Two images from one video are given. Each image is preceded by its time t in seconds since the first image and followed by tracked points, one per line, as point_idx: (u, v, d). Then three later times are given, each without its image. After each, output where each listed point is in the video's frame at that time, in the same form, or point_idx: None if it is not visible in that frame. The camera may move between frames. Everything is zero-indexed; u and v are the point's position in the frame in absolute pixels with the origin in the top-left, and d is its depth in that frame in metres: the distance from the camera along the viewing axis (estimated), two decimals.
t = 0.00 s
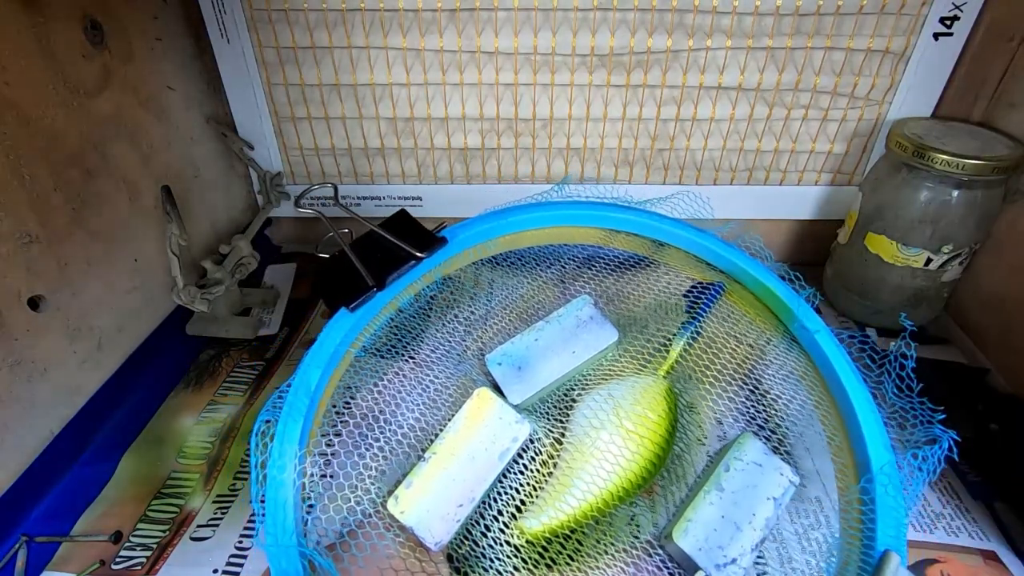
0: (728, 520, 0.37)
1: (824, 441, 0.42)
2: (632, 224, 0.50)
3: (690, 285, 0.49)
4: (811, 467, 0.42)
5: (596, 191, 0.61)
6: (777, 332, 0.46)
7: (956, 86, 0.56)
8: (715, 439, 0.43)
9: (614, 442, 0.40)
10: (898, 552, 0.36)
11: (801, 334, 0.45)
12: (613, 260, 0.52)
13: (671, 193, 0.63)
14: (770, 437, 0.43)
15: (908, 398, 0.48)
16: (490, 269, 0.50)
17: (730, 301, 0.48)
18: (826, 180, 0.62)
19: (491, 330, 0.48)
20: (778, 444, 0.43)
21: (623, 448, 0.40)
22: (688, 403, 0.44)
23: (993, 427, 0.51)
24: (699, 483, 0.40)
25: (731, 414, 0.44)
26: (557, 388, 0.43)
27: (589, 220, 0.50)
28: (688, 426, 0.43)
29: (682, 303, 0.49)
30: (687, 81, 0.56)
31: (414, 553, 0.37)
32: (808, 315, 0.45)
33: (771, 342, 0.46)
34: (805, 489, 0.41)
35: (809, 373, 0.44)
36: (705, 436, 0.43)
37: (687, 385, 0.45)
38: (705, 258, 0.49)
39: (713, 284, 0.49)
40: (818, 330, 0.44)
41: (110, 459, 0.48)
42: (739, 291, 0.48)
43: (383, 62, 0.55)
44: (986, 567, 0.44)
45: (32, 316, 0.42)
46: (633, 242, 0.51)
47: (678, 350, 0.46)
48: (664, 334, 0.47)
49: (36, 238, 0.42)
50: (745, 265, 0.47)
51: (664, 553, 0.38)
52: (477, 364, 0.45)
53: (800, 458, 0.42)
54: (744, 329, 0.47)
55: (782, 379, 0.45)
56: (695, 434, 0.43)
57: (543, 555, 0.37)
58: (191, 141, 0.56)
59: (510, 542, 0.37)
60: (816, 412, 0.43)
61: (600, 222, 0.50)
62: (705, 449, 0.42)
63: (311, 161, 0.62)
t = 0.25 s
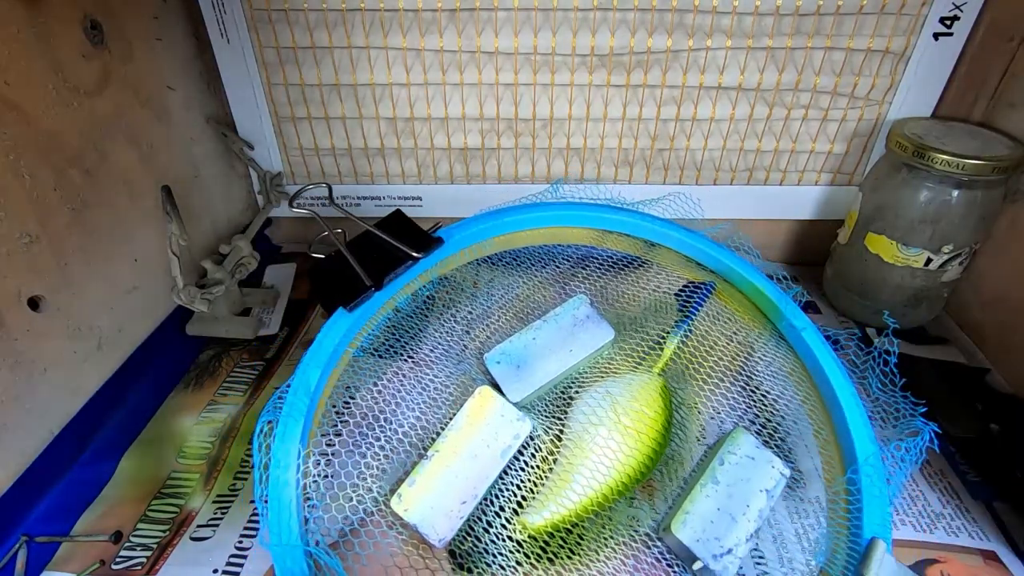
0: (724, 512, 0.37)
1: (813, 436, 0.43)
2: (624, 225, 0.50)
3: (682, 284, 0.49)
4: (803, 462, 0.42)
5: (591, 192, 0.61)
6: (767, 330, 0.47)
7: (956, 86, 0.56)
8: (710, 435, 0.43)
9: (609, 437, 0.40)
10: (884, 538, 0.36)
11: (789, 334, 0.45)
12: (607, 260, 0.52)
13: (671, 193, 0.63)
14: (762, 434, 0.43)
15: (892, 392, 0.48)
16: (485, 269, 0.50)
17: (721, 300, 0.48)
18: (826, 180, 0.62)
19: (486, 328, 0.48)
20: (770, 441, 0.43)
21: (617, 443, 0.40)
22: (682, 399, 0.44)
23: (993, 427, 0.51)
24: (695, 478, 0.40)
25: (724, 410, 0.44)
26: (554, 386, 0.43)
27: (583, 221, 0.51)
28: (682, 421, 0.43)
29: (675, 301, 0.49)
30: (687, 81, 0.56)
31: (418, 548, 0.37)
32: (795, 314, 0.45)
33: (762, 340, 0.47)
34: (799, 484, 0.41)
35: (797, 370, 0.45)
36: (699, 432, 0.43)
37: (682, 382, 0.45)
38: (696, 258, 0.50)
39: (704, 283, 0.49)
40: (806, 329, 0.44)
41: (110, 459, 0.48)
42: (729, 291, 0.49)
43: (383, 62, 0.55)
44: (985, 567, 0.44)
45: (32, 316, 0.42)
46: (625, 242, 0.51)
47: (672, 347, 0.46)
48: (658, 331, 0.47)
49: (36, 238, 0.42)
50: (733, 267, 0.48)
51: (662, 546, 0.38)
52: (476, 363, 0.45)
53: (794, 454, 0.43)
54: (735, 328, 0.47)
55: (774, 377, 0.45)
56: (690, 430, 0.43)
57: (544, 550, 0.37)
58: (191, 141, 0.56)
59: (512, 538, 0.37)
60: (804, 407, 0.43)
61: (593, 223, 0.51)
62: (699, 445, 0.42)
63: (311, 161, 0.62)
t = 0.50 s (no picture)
0: (723, 513, 0.37)
1: (808, 435, 0.43)
2: (621, 225, 0.50)
3: (676, 285, 0.50)
4: (799, 462, 0.42)
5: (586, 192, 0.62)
6: (763, 330, 0.47)
7: (956, 86, 0.56)
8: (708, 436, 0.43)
9: (607, 438, 0.40)
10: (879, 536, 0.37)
11: (784, 334, 0.46)
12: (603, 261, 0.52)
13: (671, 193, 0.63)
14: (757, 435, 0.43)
15: (884, 390, 0.49)
16: (481, 270, 0.50)
17: (715, 301, 0.49)
18: (826, 180, 0.62)
19: (483, 330, 0.48)
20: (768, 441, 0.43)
21: (615, 444, 0.40)
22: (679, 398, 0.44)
23: (992, 427, 0.51)
24: (693, 478, 0.40)
25: (719, 410, 0.44)
26: (552, 387, 0.43)
27: (581, 221, 0.51)
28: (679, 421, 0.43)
29: (671, 303, 0.49)
30: (687, 81, 0.56)
31: (417, 552, 0.37)
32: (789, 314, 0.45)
33: (757, 340, 0.47)
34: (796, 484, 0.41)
35: (793, 370, 0.45)
36: (696, 433, 0.43)
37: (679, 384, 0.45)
38: (691, 258, 0.50)
39: (700, 284, 0.49)
40: (801, 329, 0.45)
41: (110, 460, 0.48)
42: (724, 291, 0.49)
43: (383, 62, 0.55)
44: (986, 567, 0.44)
45: (32, 316, 0.42)
46: (621, 243, 0.51)
47: (669, 347, 0.46)
48: (655, 332, 0.47)
49: (36, 238, 0.42)
50: (729, 266, 0.48)
51: (662, 546, 0.38)
52: (474, 364, 0.45)
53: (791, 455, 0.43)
54: (730, 328, 0.47)
55: (769, 377, 0.45)
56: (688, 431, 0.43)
57: (545, 552, 0.37)
58: (191, 141, 0.56)
59: (513, 541, 0.37)
60: (799, 405, 0.44)
61: (589, 223, 0.51)
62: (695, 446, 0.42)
63: (311, 161, 0.62)
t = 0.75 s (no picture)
0: (713, 500, 0.37)
1: (797, 424, 0.43)
2: (610, 222, 0.50)
3: (666, 279, 0.49)
4: (790, 454, 0.42)
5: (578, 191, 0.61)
6: (751, 324, 0.47)
7: (956, 86, 0.56)
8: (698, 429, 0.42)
9: (596, 429, 0.40)
10: (867, 520, 0.37)
11: (773, 326, 0.45)
12: (594, 256, 0.52)
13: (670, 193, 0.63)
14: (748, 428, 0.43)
15: (872, 379, 0.48)
16: (473, 266, 0.50)
17: (705, 294, 0.48)
18: (826, 180, 0.62)
19: (475, 325, 0.48)
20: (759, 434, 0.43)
21: (604, 435, 0.40)
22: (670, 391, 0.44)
23: (993, 427, 0.52)
24: (685, 467, 0.40)
25: (710, 405, 0.44)
26: (544, 381, 0.43)
27: (570, 219, 0.51)
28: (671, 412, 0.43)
29: (661, 297, 0.49)
30: (687, 81, 0.56)
31: (414, 545, 0.37)
32: (776, 305, 0.46)
33: (747, 334, 0.47)
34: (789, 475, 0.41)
35: (781, 362, 0.45)
36: (688, 425, 0.43)
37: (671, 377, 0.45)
38: (681, 252, 0.50)
39: (689, 277, 0.49)
40: (789, 322, 0.45)
41: (109, 459, 0.48)
42: (713, 284, 0.48)
43: (383, 62, 0.55)
44: (986, 567, 0.44)
45: (32, 316, 0.42)
46: (611, 239, 0.51)
47: (659, 341, 0.46)
48: (646, 325, 0.47)
49: (36, 238, 0.42)
50: (718, 260, 0.48)
51: (654, 535, 0.38)
52: (467, 363, 0.45)
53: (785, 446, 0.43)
54: (720, 321, 0.47)
55: (761, 370, 0.45)
56: (678, 423, 0.43)
57: (538, 543, 0.37)
58: (191, 141, 0.56)
59: (506, 531, 0.37)
60: (788, 396, 0.44)
61: (578, 220, 0.51)
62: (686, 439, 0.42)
63: (311, 161, 0.62)
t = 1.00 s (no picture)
0: (714, 501, 0.37)
1: (798, 426, 0.43)
2: (612, 223, 0.50)
3: (667, 281, 0.49)
4: (791, 455, 0.42)
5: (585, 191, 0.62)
6: (753, 325, 0.47)
7: (956, 86, 0.56)
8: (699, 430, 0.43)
9: (597, 430, 0.40)
10: (867, 521, 0.37)
11: (774, 328, 0.46)
12: (596, 257, 0.52)
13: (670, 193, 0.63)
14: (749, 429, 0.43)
15: (874, 381, 0.48)
16: (474, 267, 0.50)
17: (707, 295, 0.48)
18: (826, 180, 0.62)
19: (476, 326, 0.48)
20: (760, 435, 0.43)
21: (605, 436, 0.40)
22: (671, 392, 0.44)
23: (993, 427, 0.52)
24: (686, 468, 0.40)
25: (712, 406, 0.44)
26: (545, 382, 0.43)
27: (571, 219, 0.50)
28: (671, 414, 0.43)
29: (662, 298, 0.49)
30: (687, 81, 0.56)
31: (414, 545, 0.37)
32: (776, 307, 0.46)
33: (748, 335, 0.46)
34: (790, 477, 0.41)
35: (782, 363, 0.45)
36: (688, 426, 0.43)
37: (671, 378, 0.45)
38: (682, 254, 0.50)
39: (691, 279, 0.49)
40: (790, 324, 0.45)
41: (109, 459, 0.48)
42: (715, 286, 0.48)
43: (383, 62, 0.55)
44: (986, 567, 0.44)
45: (32, 316, 0.42)
46: (612, 240, 0.51)
47: (661, 343, 0.46)
48: (647, 327, 0.47)
49: (36, 238, 0.42)
50: (720, 262, 0.48)
51: (655, 536, 0.38)
52: (468, 361, 0.45)
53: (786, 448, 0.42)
54: (722, 323, 0.47)
55: (762, 373, 0.45)
56: (679, 425, 0.43)
57: (539, 544, 0.37)
58: (191, 141, 0.56)
59: (508, 532, 0.37)
60: (789, 398, 0.44)
61: (579, 221, 0.50)
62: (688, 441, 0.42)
63: (311, 161, 0.62)
